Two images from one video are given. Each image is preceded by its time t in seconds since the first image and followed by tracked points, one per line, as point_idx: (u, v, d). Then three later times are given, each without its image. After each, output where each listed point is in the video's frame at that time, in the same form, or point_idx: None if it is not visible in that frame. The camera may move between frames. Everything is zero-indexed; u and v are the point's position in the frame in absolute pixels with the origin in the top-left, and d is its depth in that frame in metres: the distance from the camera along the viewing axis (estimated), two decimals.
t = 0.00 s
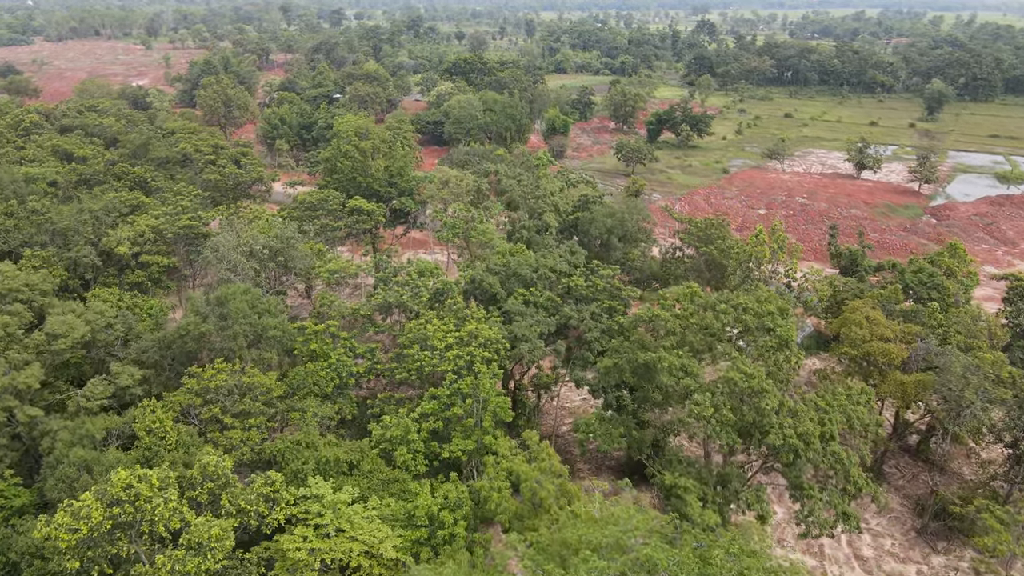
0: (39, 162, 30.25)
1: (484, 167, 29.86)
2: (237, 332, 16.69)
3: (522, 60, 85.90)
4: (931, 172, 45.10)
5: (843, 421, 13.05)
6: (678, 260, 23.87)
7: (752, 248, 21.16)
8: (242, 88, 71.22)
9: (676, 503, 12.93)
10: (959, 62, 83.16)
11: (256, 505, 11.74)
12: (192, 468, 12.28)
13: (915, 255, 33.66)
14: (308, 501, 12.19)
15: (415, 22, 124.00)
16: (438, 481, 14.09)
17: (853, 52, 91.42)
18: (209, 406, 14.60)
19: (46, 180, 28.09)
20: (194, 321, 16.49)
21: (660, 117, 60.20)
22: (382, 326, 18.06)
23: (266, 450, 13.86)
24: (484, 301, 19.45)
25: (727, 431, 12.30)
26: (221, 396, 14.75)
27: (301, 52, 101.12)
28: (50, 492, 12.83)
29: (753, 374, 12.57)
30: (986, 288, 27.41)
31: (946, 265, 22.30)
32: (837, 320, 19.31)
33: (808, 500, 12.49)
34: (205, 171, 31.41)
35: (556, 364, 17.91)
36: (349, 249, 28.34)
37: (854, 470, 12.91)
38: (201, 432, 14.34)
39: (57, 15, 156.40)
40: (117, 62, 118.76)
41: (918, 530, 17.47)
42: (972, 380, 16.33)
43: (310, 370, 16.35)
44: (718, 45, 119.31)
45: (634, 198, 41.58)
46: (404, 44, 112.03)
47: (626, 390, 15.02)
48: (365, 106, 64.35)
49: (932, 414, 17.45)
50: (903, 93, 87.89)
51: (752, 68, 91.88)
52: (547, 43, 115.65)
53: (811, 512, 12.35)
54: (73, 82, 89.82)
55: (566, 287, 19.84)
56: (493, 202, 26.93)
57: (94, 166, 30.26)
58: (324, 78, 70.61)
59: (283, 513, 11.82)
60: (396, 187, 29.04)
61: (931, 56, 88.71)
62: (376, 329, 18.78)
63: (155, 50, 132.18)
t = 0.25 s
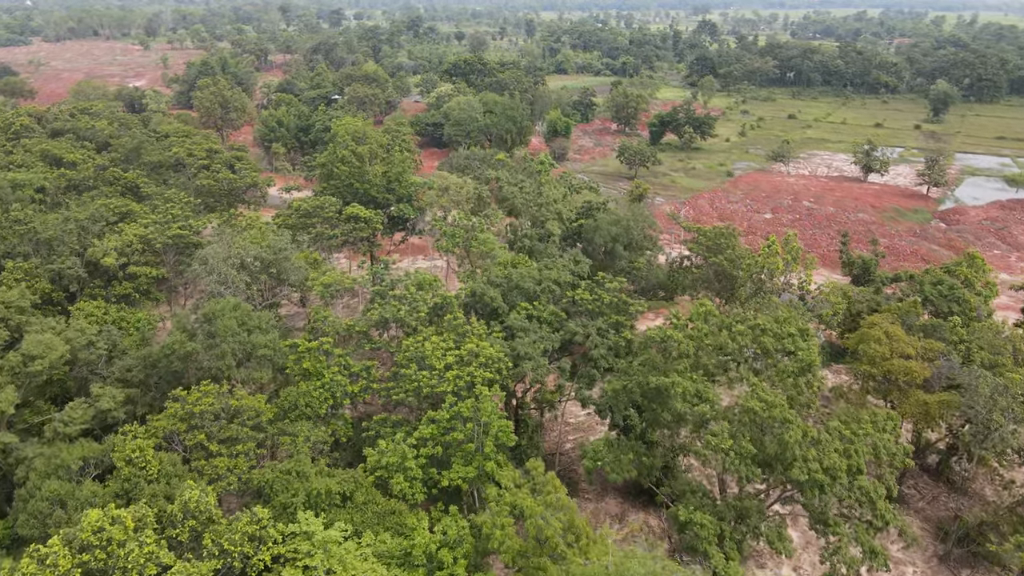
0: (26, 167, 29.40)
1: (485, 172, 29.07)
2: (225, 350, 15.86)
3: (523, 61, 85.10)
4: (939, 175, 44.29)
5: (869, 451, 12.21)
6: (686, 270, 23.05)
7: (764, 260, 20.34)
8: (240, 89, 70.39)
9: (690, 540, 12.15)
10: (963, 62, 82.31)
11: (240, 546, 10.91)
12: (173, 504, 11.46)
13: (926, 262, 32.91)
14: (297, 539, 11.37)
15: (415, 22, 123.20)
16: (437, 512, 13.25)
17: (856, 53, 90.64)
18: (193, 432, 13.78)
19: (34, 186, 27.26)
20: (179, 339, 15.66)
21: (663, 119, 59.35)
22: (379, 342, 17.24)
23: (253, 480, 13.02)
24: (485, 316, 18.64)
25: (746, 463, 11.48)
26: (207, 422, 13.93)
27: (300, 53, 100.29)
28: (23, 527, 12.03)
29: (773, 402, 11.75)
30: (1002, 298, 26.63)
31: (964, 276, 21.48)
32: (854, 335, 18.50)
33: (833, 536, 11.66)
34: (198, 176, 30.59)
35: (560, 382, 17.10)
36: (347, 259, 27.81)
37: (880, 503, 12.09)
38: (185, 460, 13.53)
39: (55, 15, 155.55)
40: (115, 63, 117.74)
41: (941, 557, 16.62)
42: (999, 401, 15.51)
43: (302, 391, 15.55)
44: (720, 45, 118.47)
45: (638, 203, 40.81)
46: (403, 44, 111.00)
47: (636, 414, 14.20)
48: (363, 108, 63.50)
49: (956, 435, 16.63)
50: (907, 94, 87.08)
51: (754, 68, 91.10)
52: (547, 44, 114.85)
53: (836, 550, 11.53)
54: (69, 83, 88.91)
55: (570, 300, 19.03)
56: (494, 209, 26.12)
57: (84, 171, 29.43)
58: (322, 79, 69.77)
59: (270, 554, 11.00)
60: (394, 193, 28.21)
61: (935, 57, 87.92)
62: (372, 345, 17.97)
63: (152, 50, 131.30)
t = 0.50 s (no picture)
0: (14, 173, 28.58)
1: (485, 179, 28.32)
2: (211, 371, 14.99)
3: (524, 62, 84.36)
4: (949, 179, 43.48)
5: (903, 487, 11.28)
6: (695, 281, 22.25)
7: (778, 272, 19.53)
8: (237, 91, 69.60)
9: None
10: (969, 63, 81.49)
11: None
12: (152, 548, 10.58)
13: (939, 269, 32.15)
14: None
15: (415, 23, 122.54)
16: (436, 547, 12.41)
17: (859, 53, 89.84)
18: (176, 460, 12.90)
19: (20, 193, 26.47)
20: (163, 359, 14.82)
21: (666, 121, 58.49)
22: (375, 361, 16.41)
23: (240, 514, 12.18)
24: (487, 331, 17.84)
25: (771, 503, 10.55)
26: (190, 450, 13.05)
27: (299, 54, 99.63)
28: None
29: (799, 434, 10.85)
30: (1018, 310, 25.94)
31: (985, 287, 20.63)
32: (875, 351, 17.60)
33: None
34: (191, 182, 29.77)
35: (566, 403, 16.28)
36: (344, 272, 27.44)
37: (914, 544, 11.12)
38: (167, 492, 12.66)
39: (54, 16, 154.85)
40: (113, 64, 116.88)
41: None
42: None
43: (294, 414, 14.75)
44: (722, 45, 117.70)
45: (641, 208, 40.15)
46: (403, 45, 110.20)
47: (648, 441, 13.39)
48: (362, 109, 62.70)
49: (983, 459, 15.74)
50: (911, 95, 86.26)
51: (757, 69, 90.36)
52: (548, 44, 114.09)
53: None
54: (66, 84, 88.05)
55: (576, 315, 18.20)
56: (495, 216, 25.29)
57: (73, 177, 28.63)
58: (321, 80, 68.95)
59: None
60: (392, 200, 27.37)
61: (939, 57, 87.13)
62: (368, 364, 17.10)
63: (151, 51, 130.62)
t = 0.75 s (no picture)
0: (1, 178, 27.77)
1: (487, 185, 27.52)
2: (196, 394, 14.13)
3: (525, 62, 83.55)
4: (958, 183, 42.67)
5: (938, 528, 10.42)
6: (704, 293, 21.44)
7: (792, 285, 18.73)
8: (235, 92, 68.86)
9: None
10: (974, 64, 80.69)
11: None
12: None
13: (951, 276, 31.40)
14: None
15: (415, 23, 121.73)
16: None
17: (864, 54, 88.98)
18: (156, 494, 12.04)
19: (7, 200, 25.64)
20: (146, 383, 14.00)
21: (669, 123, 57.69)
22: (371, 382, 15.58)
23: (225, 553, 11.33)
24: (489, 348, 17.03)
25: (798, 548, 9.69)
26: (172, 482, 12.19)
27: (298, 54, 98.86)
28: None
29: (827, 473, 9.99)
30: None
31: (1007, 299, 19.80)
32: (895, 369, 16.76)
33: None
34: (184, 188, 28.98)
35: (572, 426, 15.48)
36: (341, 283, 26.92)
37: None
38: (146, 528, 11.80)
39: (53, 16, 154.06)
40: (111, 64, 116.10)
41: None
42: None
43: (284, 440, 13.91)
44: (724, 45, 116.95)
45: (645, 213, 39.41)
46: (402, 45, 109.46)
47: (660, 472, 12.60)
48: (361, 111, 61.87)
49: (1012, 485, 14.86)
50: (916, 96, 85.45)
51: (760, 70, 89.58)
52: (549, 44, 113.31)
53: None
54: (63, 85, 87.30)
55: (581, 332, 17.38)
56: (497, 224, 24.49)
57: (62, 182, 27.83)
58: (320, 81, 68.14)
59: None
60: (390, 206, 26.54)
61: (944, 58, 86.32)
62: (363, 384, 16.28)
63: (149, 51, 129.87)
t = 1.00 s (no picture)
0: None
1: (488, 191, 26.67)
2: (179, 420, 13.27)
3: (525, 63, 82.69)
4: (969, 186, 41.81)
5: None
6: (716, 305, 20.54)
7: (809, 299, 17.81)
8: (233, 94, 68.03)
9: None
10: (980, 64, 79.80)
11: None
12: None
13: (965, 285, 30.63)
14: None
15: (414, 23, 120.83)
16: None
17: (868, 54, 88.05)
18: (134, 533, 11.19)
19: None
20: (127, 409, 13.12)
21: (672, 124, 56.81)
22: (366, 403, 14.75)
23: None
24: (490, 367, 16.18)
25: None
26: (151, 520, 11.34)
27: (297, 55, 97.98)
28: None
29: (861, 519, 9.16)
30: None
31: None
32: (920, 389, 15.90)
33: None
34: (176, 195, 28.13)
35: (579, 452, 14.66)
36: (338, 293, 26.41)
37: None
38: (123, 570, 10.95)
39: (51, 16, 153.21)
40: (108, 65, 115.28)
41: None
42: None
43: (273, 470, 13.08)
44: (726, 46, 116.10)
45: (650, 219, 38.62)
46: (402, 46, 108.58)
47: (675, 506, 11.83)
48: (359, 113, 60.99)
49: None
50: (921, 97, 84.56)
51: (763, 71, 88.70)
52: (550, 45, 112.43)
53: None
54: (59, 86, 86.42)
55: (589, 349, 16.53)
56: (499, 233, 23.63)
57: (51, 189, 26.99)
58: (318, 83, 67.27)
59: None
60: (389, 213, 25.66)
61: (949, 58, 85.40)
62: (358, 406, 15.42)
63: (147, 52, 129.04)
